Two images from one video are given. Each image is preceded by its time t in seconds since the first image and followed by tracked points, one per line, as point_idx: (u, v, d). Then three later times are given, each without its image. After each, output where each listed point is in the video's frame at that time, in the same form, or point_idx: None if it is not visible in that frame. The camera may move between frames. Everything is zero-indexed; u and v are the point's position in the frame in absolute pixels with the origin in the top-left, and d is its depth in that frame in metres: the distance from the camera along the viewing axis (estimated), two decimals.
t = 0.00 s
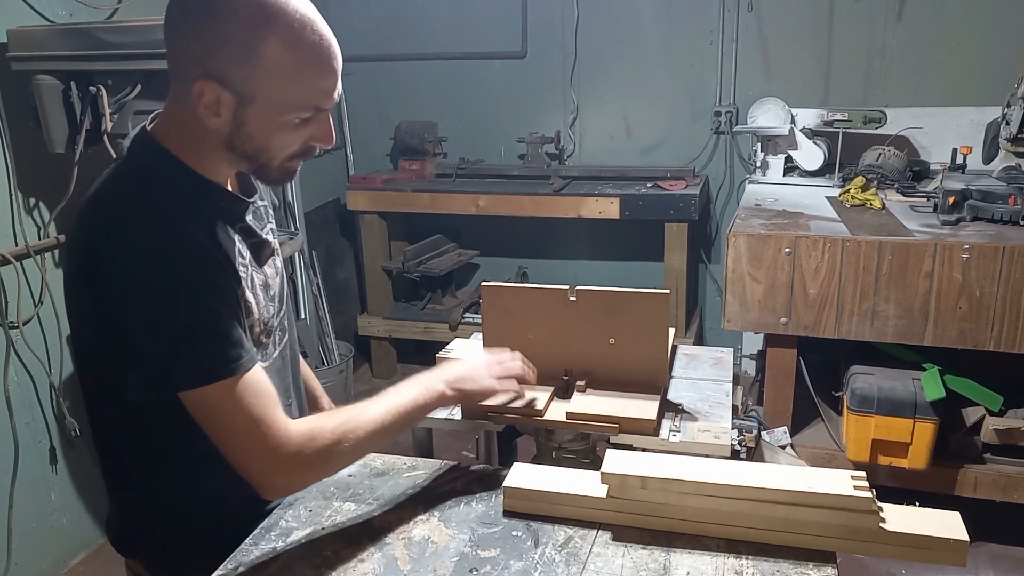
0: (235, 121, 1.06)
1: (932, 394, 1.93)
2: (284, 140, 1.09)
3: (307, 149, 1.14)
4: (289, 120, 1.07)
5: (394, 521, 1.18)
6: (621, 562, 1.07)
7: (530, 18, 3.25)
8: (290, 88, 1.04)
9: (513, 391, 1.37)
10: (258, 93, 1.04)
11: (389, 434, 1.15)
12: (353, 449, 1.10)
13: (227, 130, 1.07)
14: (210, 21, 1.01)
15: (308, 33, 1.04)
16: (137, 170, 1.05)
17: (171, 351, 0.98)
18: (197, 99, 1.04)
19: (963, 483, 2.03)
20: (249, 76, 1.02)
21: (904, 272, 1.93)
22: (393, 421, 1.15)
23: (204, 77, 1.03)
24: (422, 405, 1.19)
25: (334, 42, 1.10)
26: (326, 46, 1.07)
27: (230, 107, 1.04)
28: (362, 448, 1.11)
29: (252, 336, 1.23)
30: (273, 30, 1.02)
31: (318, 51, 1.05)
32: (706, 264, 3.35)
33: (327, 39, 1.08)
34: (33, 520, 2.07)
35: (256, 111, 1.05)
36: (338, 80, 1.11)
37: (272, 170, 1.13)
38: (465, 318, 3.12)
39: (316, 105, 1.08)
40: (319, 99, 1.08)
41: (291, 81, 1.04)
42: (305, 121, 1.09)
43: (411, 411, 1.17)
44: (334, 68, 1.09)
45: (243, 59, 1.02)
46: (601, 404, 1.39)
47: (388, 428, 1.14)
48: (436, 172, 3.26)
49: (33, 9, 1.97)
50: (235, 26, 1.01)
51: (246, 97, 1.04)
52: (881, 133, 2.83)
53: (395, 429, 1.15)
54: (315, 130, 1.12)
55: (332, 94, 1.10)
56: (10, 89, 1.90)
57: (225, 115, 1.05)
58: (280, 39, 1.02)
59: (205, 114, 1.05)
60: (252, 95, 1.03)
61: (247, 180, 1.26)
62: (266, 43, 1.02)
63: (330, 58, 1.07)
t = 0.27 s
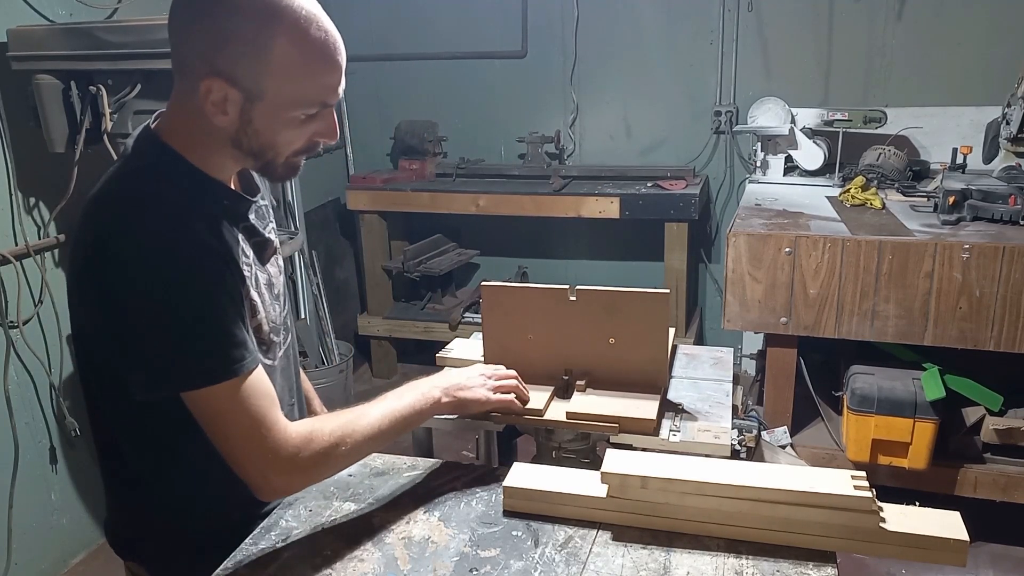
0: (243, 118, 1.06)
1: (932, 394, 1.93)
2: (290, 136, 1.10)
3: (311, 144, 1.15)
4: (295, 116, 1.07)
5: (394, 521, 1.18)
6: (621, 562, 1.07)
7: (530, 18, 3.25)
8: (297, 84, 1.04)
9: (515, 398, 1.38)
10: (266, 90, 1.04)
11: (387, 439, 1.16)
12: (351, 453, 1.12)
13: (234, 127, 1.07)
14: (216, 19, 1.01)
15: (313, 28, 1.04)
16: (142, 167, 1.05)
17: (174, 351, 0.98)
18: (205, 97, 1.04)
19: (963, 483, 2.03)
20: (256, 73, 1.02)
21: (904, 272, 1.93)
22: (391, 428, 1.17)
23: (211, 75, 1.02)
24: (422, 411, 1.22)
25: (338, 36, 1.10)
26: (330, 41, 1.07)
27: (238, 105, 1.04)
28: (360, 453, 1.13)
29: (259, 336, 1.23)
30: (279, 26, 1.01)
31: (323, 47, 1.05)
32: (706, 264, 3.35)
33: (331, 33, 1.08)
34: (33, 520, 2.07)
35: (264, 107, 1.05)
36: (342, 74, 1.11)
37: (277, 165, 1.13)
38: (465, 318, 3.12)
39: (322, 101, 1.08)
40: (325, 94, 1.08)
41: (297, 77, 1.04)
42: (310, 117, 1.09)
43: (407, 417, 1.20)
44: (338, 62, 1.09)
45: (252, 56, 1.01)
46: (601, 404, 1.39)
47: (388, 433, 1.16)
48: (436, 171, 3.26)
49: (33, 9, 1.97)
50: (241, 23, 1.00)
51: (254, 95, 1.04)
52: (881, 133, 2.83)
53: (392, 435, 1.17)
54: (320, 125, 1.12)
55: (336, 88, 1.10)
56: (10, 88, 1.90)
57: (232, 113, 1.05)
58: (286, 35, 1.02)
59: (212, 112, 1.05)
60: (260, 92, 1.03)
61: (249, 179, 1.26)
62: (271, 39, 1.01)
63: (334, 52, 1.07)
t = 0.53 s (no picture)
0: (240, 115, 1.06)
1: (932, 394, 1.93)
2: (286, 132, 1.10)
3: (304, 138, 1.15)
4: (291, 111, 1.08)
5: (394, 521, 1.18)
6: (621, 562, 1.07)
7: (530, 17, 3.25)
8: (293, 80, 1.05)
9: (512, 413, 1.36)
10: (263, 87, 1.04)
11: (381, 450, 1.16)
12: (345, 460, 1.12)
13: (230, 124, 1.07)
14: (211, 16, 1.01)
15: (307, 23, 1.04)
16: (138, 167, 1.05)
17: (171, 353, 0.98)
18: (201, 95, 1.04)
19: (963, 483, 2.03)
20: (253, 70, 1.02)
21: (904, 272, 1.93)
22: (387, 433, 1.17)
23: (207, 73, 1.02)
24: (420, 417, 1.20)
25: (330, 30, 1.10)
26: (324, 35, 1.07)
27: (235, 103, 1.05)
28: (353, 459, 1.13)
29: (254, 337, 1.24)
30: (273, 22, 1.01)
31: (318, 42, 1.06)
32: (706, 264, 3.35)
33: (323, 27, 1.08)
34: (33, 520, 2.07)
35: (261, 104, 1.05)
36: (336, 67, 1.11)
37: (271, 161, 1.14)
38: (465, 318, 3.12)
39: (317, 96, 1.09)
40: (320, 89, 1.08)
41: (293, 72, 1.04)
42: (305, 112, 1.10)
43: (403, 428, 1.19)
44: (332, 56, 1.09)
45: (248, 52, 1.02)
46: (601, 404, 1.38)
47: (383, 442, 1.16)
48: (436, 171, 3.26)
49: (33, 9, 1.97)
50: (235, 20, 1.00)
51: (251, 91, 1.04)
52: (881, 133, 2.83)
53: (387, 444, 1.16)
54: (315, 119, 1.13)
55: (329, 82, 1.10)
56: (10, 88, 1.90)
57: (229, 110, 1.05)
58: (280, 31, 1.02)
59: (209, 111, 1.05)
60: (257, 88, 1.04)
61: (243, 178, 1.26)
62: (267, 35, 1.01)
63: (327, 46, 1.07)
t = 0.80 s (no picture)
0: (236, 116, 1.05)
1: (932, 394, 1.93)
2: (282, 134, 1.10)
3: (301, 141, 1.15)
4: (288, 112, 1.07)
5: (394, 521, 1.18)
6: (621, 562, 1.07)
7: (530, 17, 3.25)
8: (289, 80, 1.05)
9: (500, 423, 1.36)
10: (259, 87, 1.04)
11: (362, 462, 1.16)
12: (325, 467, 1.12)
13: (227, 125, 1.06)
14: (208, 16, 1.01)
15: (302, 25, 1.04)
16: (129, 168, 1.05)
17: (166, 356, 0.98)
18: (197, 95, 1.03)
19: (963, 483, 2.03)
20: (249, 70, 1.02)
21: (904, 272, 1.93)
22: (372, 437, 1.17)
23: (204, 73, 1.02)
24: (390, 429, 1.20)
25: (327, 33, 1.10)
26: (320, 37, 1.07)
27: (231, 103, 1.04)
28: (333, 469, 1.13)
29: (246, 341, 1.23)
30: (270, 22, 1.02)
31: (314, 42, 1.06)
32: (706, 264, 3.35)
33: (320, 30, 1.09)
34: (33, 520, 2.07)
35: (257, 104, 1.05)
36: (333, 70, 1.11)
37: (267, 163, 1.13)
38: (465, 318, 3.12)
39: (315, 96, 1.09)
40: (316, 90, 1.08)
41: (290, 73, 1.04)
42: (302, 113, 1.09)
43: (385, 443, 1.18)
44: (329, 58, 1.09)
45: (244, 52, 1.02)
46: (602, 404, 1.38)
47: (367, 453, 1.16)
48: (436, 171, 3.26)
49: (32, 9, 1.97)
50: (232, 21, 1.01)
51: (247, 91, 1.04)
52: (881, 133, 2.83)
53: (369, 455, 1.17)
54: (312, 122, 1.12)
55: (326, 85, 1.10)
56: (10, 88, 1.90)
57: (225, 110, 1.05)
58: (276, 32, 1.02)
59: (205, 111, 1.05)
60: (253, 88, 1.04)
61: (236, 181, 1.25)
62: (263, 35, 1.02)
63: (324, 48, 1.07)
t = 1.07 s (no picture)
0: (227, 114, 1.05)
1: (932, 394, 1.93)
2: (273, 134, 1.10)
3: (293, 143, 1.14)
4: (280, 112, 1.07)
5: (394, 521, 1.18)
6: (621, 562, 1.07)
7: (530, 17, 3.25)
8: (281, 80, 1.05)
9: (500, 426, 1.35)
10: (250, 86, 1.04)
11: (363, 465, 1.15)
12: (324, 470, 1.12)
13: (218, 124, 1.06)
14: (201, 14, 1.01)
15: (296, 25, 1.04)
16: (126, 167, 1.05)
17: (161, 356, 0.98)
18: (189, 93, 1.04)
19: (963, 483, 2.03)
20: (240, 68, 1.03)
21: (904, 272, 1.93)
22: (371, 440, 1.17)
23: (195, 70, 1.03)
24: (394, 434, 1.19)
25: (321, 35, 1.10)
26: (313, 38, 1.07)
27: (222, 101, 1.04)
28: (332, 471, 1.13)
29: (237, 340, 1.23)
30: (263, 21, 1.02)
31: (307, 43, 1.06)
32: (706, 264, 3.35)
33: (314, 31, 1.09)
34: (33, 520, 2.07)
35: (249, 103, 1.05)
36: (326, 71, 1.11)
37: (259, 164, 1.13)
38: (465, 318, 3.12)
39: (307, 98, 1.08)
40: (309, 91, 1.08)
41: (282, 72, 1.04)
42: (294, 115, 1.09)
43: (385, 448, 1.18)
44: (322, 59, 1.09)
45: (237, 50, 1.02)
46: (602, 404, 1.38)
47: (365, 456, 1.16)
48: (436, 171, 3.26)
49: (32, 9, 1.97)
50: (225, 19, 1.01)
51: (238, 90, 1.04)
52: (881, 133, 2.83)
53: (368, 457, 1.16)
54: (305, 124, 1.12)
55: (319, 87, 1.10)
56: (10, 88, 1.90)
57: (216, 109, 1.05)
58: (269, 31, 1.02)
59: (196, 109, 1.05)
60: (244, 87, 1.04)
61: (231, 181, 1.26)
62: (255, 33, 1.02)
63: (317, 49, 1.07)
